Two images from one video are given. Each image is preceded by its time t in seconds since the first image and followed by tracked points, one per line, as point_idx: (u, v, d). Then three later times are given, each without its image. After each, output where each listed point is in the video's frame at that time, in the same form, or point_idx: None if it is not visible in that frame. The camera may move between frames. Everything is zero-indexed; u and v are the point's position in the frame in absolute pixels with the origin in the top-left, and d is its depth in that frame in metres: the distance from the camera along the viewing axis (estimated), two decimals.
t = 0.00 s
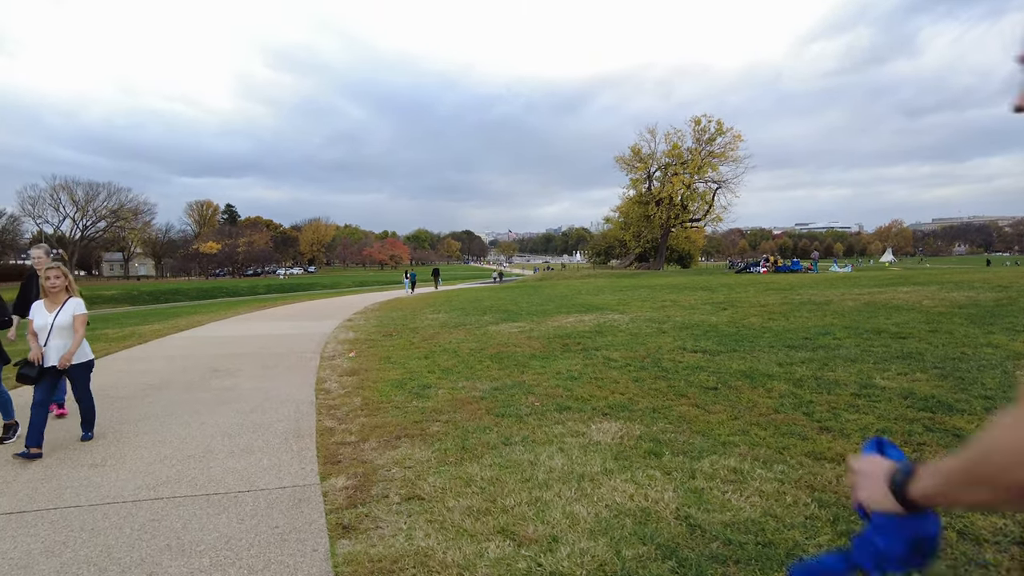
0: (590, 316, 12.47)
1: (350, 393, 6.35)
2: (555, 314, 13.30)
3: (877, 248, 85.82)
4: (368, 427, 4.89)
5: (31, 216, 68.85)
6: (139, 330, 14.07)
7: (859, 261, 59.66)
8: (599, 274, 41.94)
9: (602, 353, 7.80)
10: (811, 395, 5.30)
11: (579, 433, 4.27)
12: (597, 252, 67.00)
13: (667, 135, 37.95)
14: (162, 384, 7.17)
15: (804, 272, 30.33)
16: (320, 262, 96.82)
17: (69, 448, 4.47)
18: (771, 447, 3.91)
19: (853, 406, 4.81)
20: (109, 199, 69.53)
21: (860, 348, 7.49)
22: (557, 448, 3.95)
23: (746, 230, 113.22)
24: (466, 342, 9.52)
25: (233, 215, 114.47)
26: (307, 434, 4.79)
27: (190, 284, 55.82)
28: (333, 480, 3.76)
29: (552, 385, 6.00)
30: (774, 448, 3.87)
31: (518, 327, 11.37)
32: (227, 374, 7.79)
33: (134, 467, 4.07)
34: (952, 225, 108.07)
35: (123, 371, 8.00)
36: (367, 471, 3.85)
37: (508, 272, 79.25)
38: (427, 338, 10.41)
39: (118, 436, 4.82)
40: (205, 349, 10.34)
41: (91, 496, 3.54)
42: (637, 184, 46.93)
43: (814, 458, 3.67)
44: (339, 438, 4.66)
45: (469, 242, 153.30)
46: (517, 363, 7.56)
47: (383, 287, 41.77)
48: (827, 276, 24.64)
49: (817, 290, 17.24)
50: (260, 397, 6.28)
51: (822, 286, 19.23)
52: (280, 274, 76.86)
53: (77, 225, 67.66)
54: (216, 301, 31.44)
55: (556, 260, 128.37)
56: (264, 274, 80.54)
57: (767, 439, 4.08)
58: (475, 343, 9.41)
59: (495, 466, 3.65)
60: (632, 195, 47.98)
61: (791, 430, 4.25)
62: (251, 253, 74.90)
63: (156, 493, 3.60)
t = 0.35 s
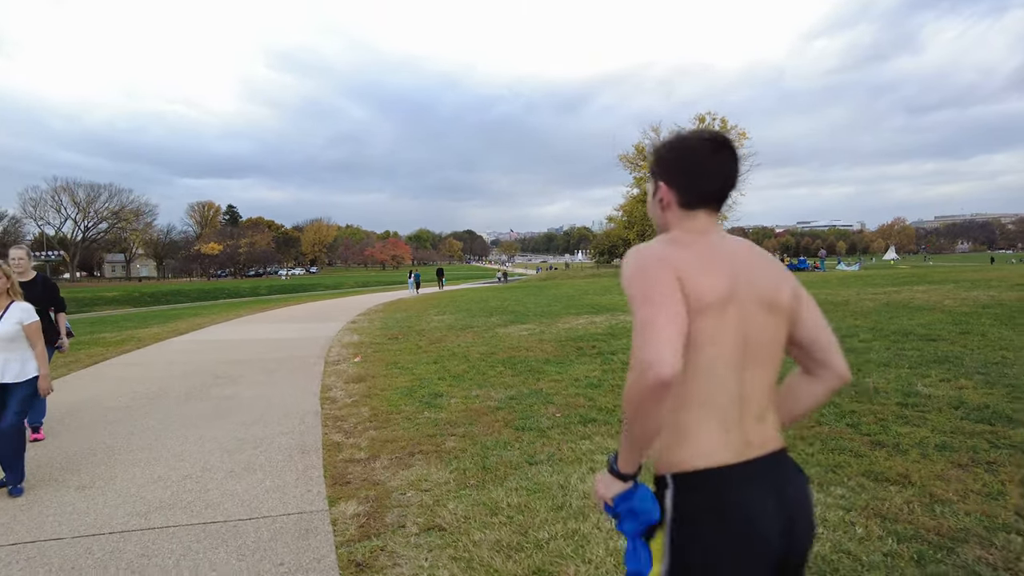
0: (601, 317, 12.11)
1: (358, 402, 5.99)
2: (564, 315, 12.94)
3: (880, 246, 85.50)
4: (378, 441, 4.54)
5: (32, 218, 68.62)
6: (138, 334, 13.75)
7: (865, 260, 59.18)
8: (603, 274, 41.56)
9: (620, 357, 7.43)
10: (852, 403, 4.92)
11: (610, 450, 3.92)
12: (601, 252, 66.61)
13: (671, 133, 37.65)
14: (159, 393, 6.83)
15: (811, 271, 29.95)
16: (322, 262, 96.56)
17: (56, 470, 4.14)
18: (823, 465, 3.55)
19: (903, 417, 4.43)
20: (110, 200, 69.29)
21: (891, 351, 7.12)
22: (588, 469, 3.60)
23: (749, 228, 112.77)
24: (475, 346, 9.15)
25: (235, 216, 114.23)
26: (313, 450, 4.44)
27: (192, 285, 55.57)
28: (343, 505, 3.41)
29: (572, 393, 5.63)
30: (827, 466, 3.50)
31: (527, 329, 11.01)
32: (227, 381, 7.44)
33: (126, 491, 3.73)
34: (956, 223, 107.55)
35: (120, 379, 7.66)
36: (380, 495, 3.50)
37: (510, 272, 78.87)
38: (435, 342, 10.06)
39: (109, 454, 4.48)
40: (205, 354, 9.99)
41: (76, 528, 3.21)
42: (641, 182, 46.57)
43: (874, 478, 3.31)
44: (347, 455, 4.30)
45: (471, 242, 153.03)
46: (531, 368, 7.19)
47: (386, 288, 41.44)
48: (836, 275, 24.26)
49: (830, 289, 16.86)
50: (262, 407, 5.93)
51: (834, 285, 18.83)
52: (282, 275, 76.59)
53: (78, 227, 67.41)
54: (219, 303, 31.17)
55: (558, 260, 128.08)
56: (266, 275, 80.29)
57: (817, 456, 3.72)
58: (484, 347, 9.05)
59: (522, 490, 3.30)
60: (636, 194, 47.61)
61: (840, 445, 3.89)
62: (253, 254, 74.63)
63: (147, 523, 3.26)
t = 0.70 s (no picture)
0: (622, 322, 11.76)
1: (376, 414, 5.68)
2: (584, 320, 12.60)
3: (895, 249, 84.50)
4: (401, 458, 4.21)
5: (47, 223, 69.16)
6: (151, 340, 13.54)
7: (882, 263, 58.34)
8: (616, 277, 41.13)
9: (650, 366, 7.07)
10: (911, 417, 4.53)
11: (657, 472, 3.59)
12: (613, 255, 66.15)
13: (685, 135, 37.24)
14: (169, 402, 6.56)
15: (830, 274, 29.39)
16: (333, 266, 96.69)
17: (56, 490, 3.87)
18: (897, 488, 3.18)
19: (973, 433, 4.03)
20: (123, 205, 69.62)
21: (938, 359, 6.70)
22: (637, 494, 3.27)
23: (762, 232, 111.84)
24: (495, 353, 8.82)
25: (248, 221, 114.88)
26: (331, 467, 4.13)
27: (204, 290, 55.64)
28: (367, 533, 3.09)
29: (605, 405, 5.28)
30: (903, 490, 3.13)
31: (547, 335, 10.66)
32: (240, 389, 7.16)
33: (130, 515, 3.45)
34: (973, 225, 106.12)
35: (129, 387, 7.41)
36: (407, 522, 3.18)
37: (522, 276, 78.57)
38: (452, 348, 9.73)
39: (115, 470, 4.22)
40: (216, 360, 9.74)
41: (73, 558, 2.93)
42: (654, 185, 46.18)
43: (961, 506, 2.93)
44: (368, 473, 3.98)
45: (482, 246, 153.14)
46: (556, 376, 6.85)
47: (399, 293, 41.30)
48: (858, 279, 23.72)
49: (856, 293, 16.38)
50: (276, 419, 5.63)
51: (858, 289, 18.36)
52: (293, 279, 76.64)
53: (92, 232, 67.79)
54: (233, 308, 31.06)
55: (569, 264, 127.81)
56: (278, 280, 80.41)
57: (888, 478, 3.34)
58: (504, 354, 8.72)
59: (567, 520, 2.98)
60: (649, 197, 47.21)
61: (909, 464, 3.52)
62: (264, 259, 74.77)
63: (150, 552, 2.97)
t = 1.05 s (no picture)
0: (667, 326, 11.33)
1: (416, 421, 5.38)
2: (626, 324, 12.20)
3: (942, 252, 81.79)
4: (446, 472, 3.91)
5: (93, 225, 71.16)
6: (189, 340, 13.56)
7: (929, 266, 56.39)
8: (651, 280, 40.47)
9: (702, 375, 6.66)
10: (1009, 434, 4.06)
11: (731, 496, 3.22)
12: (648, 257, 65.29)
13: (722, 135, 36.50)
14: (204, 405, 6.39)
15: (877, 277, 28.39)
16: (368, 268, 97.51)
17: (85, 500, 3.66)
18: (1018, 523, 2.75)
19: None
20: (164, 208, 71.21)
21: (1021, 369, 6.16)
22: (711, 522, 2.91)
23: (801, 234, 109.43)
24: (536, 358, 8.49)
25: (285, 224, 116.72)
26: (371, 481, 3.86)
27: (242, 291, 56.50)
28: (414, 559, 2.81)
29: (662, 417, 4.92)
30: None
31: (589, 338, 10.31)
32: (276, 393, 6.96)
33: (159, 530, 3.21)
34: None
35: (165, 389, 7.27)
36: (457, 548, 2.88)
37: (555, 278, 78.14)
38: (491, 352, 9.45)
39: (147, 479, 4.01)
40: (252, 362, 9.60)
41: None
42: (691, 186, 45.37)
43: None
44: (412, 489, 3.70)
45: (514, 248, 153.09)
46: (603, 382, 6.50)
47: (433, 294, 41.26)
48: (910, 282, 22.79)
49: (911, 297, 15.64)
50: (313, 425, 5.39)
51: (909, 292, 17.57)
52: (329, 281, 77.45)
53: (135, 234, 69.48)
54: (270, 309, 31.35)
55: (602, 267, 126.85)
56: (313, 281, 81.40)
57: (1003, 508, 2.91)
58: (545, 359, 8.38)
59: (638, 552, 2.65)
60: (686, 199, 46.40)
61: None
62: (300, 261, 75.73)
63: None
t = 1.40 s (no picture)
0: (728, 333, 10.78)
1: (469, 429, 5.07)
2: (683, 329, 11.69)
3: (1012, 255, 77.76)
4: (503, 491, 3.57)
5: (153, 226, 73.72)
6: (240, 339, 13.63)
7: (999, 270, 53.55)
8: (702, 283, 39.47)
9: (775, 387, 6.17)
10: None
11: (837, 532, 2.77)
12: (699, 260, 63.94)
13: (778, 134, 35.32)
14: (251, 408, 6.21)
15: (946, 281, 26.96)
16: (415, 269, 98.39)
17: (122, 510, 3.42)
18: None
19: None
20: (220, 209, 73.22)
21: None
22: (820, 567, 2.48)
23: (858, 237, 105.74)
24: (592, 363, 8.10)
25: (334, 225, 118.92)
26: (422, 498, 3.55)
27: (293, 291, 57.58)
28: None
29: (737, 436, 4.49)
30: None
31: (645, 344, 9.86)
32: (323, 396, 6.75)
33: (195, 549, 2.95)
34: None
35: (214, 390, 7.16)
36: None
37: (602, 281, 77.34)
38: (544, 356, 9.09)
39: (189, 488, 3.77)
40: (300, 362, 9.47)
41: None
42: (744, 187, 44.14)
43: None
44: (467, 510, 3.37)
45: (560, 250, 152.46)
46: (667, 392, 6.07)
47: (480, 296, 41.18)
48: (985, 287, 21.49)
49: (990, 303, 14.64)
50: (361, 432, 5.13)
51: (987, 298, 16.46)
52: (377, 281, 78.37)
53: (192, 234, 71.68)
54: (320, 309, 31.78)
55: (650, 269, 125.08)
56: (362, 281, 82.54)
57: None
58: (601, 364, 7.97)
59: None
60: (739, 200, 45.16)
61: None
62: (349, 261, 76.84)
63: None
